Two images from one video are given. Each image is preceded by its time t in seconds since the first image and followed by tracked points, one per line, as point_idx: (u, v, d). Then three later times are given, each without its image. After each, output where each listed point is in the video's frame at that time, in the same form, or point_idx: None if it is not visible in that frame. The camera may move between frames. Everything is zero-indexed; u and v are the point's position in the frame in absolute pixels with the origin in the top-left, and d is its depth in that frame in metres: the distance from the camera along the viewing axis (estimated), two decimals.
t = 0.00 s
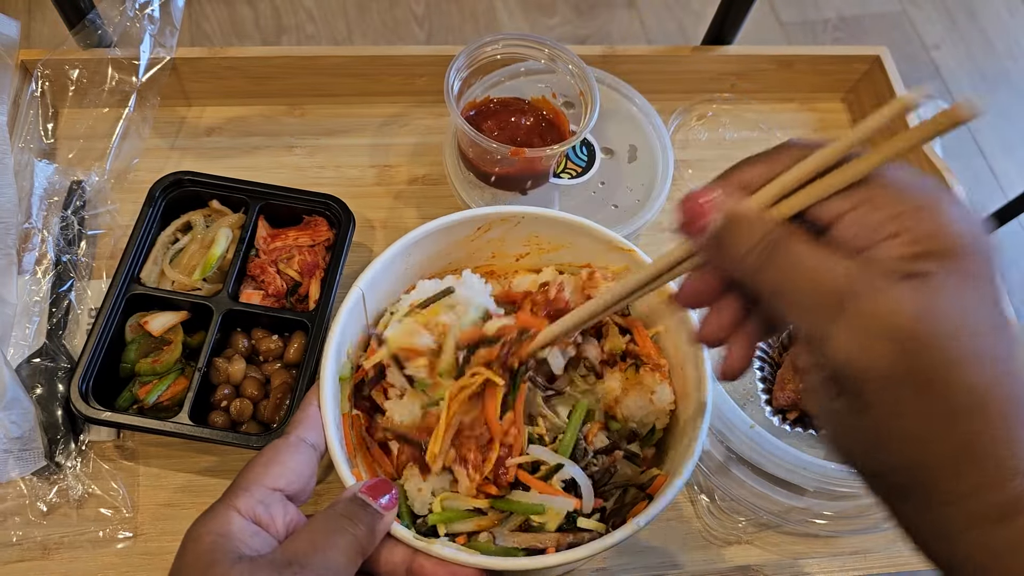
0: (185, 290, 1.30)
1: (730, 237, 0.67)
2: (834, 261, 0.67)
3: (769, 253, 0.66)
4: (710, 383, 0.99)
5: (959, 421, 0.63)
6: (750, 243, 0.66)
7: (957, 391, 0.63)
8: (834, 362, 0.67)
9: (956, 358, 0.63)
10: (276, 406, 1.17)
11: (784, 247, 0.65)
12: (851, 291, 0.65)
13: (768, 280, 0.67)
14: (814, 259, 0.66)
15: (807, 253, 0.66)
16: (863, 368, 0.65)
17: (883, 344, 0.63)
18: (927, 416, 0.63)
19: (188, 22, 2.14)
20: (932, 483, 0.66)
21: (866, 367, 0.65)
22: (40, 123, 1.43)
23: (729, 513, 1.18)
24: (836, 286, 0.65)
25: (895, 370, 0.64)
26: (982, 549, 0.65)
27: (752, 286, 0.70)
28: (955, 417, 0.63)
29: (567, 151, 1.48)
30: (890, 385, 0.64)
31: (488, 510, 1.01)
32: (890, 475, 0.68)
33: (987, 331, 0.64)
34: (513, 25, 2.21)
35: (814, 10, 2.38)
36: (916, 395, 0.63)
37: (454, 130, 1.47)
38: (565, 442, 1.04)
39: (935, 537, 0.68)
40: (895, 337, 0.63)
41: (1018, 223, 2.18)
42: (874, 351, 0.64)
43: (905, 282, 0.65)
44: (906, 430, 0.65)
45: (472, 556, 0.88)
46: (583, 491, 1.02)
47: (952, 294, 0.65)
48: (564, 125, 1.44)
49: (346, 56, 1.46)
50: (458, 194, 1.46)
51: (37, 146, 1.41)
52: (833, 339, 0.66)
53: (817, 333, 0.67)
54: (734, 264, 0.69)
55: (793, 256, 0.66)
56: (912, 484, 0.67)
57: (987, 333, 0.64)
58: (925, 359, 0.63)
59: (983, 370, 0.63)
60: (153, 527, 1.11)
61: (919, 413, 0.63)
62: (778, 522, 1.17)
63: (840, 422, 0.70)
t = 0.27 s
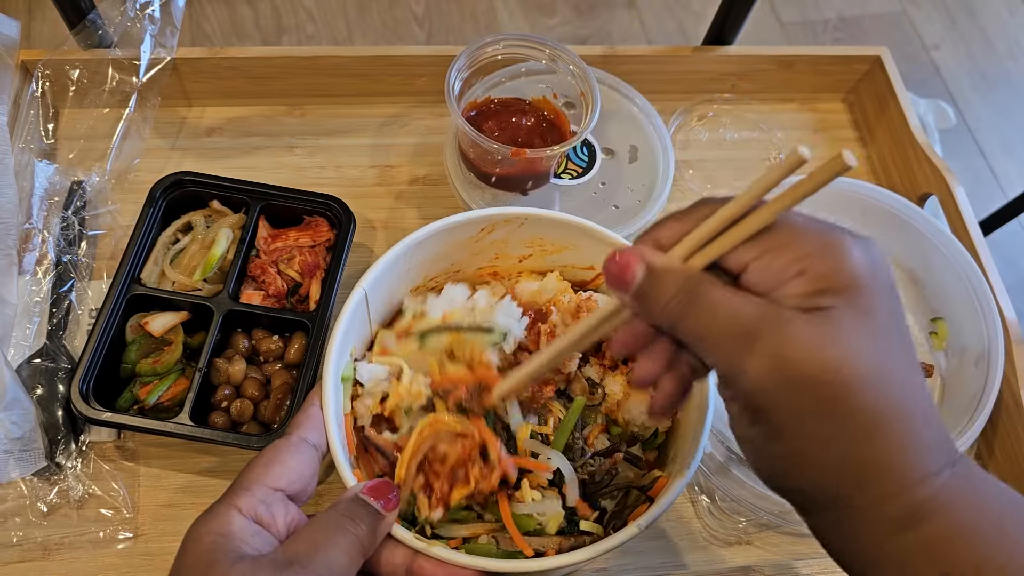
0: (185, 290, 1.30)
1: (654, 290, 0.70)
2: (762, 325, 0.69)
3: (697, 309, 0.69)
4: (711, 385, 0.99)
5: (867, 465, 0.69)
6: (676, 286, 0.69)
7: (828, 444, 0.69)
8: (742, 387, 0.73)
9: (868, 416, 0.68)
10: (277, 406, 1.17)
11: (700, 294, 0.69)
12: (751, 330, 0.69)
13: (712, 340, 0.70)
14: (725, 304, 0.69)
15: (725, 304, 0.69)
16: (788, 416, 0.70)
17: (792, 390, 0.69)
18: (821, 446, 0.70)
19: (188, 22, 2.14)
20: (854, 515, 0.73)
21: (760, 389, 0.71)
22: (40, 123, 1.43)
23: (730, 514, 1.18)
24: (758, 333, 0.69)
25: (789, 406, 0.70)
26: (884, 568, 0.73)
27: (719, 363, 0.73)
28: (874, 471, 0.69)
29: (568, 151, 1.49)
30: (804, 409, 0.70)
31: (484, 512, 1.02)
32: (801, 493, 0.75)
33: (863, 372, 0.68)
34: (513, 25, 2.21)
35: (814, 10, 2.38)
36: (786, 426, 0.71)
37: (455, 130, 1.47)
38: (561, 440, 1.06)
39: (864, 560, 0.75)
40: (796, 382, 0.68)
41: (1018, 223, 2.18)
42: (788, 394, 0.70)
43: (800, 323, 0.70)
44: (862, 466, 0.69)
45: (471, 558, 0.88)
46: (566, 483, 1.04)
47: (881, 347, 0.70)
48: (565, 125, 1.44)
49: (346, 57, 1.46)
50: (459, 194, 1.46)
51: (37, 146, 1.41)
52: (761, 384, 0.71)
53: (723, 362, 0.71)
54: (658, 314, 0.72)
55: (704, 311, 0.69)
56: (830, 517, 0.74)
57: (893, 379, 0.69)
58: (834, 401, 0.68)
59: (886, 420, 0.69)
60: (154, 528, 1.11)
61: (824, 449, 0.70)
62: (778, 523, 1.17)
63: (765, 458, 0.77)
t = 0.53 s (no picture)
0: (185, 290, 1.30)
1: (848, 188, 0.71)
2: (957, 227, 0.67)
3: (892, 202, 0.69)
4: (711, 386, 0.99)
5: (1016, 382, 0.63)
6: (879, 197, 0.70)
7: None
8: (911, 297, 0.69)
9: None
10: (277, 406, 1.17)
11: (906, 204, 0.69)
12: (965, 248, 0.66)
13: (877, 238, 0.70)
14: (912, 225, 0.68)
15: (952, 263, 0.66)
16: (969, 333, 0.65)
17: (982, 296, 0.64)
18: (1001, 359, 0.63)
19: (188, 22, 2.14)
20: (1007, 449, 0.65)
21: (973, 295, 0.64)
22: (40, 123, 1.43)
23: (730, 514, 1.18)
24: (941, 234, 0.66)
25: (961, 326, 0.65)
26: (1021, 516, 0.65)
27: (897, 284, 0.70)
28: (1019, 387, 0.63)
29: (568, 151, 1.49)
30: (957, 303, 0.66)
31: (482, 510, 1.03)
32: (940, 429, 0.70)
33: None
34: (513, 25, 2.21)
35: (814, 10, 2.38)
36: (972, 351, 0.65)
37: (454, 130, 1.47)
38: (562, 441, 1.06)
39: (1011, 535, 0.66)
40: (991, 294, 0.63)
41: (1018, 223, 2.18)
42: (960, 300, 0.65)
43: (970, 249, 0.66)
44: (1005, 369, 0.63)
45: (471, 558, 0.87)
46: (565, 485, 1.04)
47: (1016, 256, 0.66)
48: (565, 125, 1.44)
49: (346, 57, 1.46)
50: (458, 194, 1.46)
51: (37, 146, 1.41)
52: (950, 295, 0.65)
53: (907, 284, 0.68)
54: (845, 216, 0.72)
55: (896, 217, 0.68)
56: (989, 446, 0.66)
57: None
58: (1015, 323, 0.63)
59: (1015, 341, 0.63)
60: (154, 528, 1.11)
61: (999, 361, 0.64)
62: (778, 523, 1.18)
63: (932, 383, 0.71)
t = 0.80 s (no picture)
0: (185, 290, 1.30)
1: (636, 250, 0.69)
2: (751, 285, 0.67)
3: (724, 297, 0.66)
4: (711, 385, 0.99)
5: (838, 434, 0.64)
6: (660, 250, 0.68)
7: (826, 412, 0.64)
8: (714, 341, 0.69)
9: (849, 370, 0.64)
10: (276, 406, 1.17)
11: (682, 257, 0.67)
12: (734, 294, 0.66)
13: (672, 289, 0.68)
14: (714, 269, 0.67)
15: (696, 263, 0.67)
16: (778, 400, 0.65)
17: (768, 348, 0.65)
18: (805, 420, 0.65)
19: (188, 22, 2.14)
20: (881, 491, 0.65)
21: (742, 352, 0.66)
22: (40, 123, 1.43)
23: (729, 513, 1.18)
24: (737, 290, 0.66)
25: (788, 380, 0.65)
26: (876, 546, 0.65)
27: (656, 294, 0.71)
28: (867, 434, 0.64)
29: (568, 151, 1.49)
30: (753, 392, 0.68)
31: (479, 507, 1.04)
32: (779, 463, 0.69)
33: (832, 330, 0.64)
34: (513, 25, 2.21)
35: (814, 10, 2.39)
36: (761, 401, 0.67)
37: (454, 130, 1.47)
38: (557, 441, 1.06)
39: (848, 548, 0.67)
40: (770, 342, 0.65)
41: (1018, 223, 2.18)
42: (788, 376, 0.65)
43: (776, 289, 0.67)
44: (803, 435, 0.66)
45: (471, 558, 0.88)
46: (560, 482, 1.04)
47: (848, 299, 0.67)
48: (565, 125, 1.44)
49: (346, 57, 1.46)
50: (458, 194, 1.46)
51: (37, 146, 1.41)
52: (754, 362, 0.66)
53: (701, 326, 0.68)
54: (637, 275, 0.70)
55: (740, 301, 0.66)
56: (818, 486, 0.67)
57: (866, 344, 0.65)
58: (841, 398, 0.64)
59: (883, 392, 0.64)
60: (154, 528, 1.11)
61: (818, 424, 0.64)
62: (778, 523, 1.16)
63: (746, 417, 0.70)
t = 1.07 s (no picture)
0: (186, 290, 1.30)
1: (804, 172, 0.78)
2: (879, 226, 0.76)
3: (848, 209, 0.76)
4: (710, 385, 0.99)
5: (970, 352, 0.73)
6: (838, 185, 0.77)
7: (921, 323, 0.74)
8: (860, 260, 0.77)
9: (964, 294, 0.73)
10: (277, 406, 1.17)
11: (844, 188, 0.76)
12: (897, 222, 0.75)
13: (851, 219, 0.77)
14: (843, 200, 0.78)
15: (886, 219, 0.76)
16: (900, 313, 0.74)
17: (921, 270, 0.74)
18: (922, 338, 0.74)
19: (188, 22, 2.14)
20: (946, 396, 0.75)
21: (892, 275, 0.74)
22: (40, 123, 1.43)
23: (729, 514, 1.18)
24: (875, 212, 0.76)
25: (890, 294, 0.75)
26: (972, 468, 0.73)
27: (804, 221, 0.80)
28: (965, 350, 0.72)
29: (568, 151, 1.49)
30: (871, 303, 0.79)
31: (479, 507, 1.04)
32: (898, 383, 0.77)
33: (978, 268, 0.74)
34: (513, 25, 2.21)
35: (814, 10, 2.39)
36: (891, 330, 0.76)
37: (454, 130, 1.47)
38: (559, 439, 1.06)
39: (937, 467, 0.76)
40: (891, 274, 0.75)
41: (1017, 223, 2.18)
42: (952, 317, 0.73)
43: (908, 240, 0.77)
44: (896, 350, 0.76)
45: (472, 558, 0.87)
46: (562, 482, 1.04)
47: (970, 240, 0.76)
48: (565, 125, 1.44)
49: (346, 57, 1.46)
50: (458, 194, 1.46)
51: (37, 146, 1.41)
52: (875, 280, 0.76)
53: (855, 249, 0.77)
54: (793, 199, 0.79)
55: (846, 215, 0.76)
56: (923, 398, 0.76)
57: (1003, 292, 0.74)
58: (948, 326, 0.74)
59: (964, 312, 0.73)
60: (154, 528, 1.11)
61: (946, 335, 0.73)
62: (779, 522, 1.18)
63: (875, 343, 0.79)
